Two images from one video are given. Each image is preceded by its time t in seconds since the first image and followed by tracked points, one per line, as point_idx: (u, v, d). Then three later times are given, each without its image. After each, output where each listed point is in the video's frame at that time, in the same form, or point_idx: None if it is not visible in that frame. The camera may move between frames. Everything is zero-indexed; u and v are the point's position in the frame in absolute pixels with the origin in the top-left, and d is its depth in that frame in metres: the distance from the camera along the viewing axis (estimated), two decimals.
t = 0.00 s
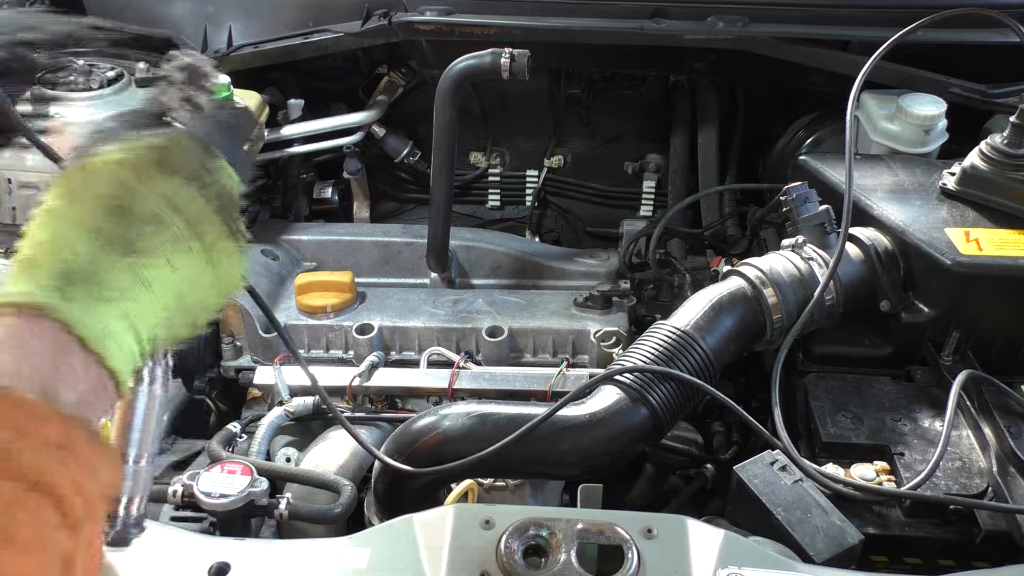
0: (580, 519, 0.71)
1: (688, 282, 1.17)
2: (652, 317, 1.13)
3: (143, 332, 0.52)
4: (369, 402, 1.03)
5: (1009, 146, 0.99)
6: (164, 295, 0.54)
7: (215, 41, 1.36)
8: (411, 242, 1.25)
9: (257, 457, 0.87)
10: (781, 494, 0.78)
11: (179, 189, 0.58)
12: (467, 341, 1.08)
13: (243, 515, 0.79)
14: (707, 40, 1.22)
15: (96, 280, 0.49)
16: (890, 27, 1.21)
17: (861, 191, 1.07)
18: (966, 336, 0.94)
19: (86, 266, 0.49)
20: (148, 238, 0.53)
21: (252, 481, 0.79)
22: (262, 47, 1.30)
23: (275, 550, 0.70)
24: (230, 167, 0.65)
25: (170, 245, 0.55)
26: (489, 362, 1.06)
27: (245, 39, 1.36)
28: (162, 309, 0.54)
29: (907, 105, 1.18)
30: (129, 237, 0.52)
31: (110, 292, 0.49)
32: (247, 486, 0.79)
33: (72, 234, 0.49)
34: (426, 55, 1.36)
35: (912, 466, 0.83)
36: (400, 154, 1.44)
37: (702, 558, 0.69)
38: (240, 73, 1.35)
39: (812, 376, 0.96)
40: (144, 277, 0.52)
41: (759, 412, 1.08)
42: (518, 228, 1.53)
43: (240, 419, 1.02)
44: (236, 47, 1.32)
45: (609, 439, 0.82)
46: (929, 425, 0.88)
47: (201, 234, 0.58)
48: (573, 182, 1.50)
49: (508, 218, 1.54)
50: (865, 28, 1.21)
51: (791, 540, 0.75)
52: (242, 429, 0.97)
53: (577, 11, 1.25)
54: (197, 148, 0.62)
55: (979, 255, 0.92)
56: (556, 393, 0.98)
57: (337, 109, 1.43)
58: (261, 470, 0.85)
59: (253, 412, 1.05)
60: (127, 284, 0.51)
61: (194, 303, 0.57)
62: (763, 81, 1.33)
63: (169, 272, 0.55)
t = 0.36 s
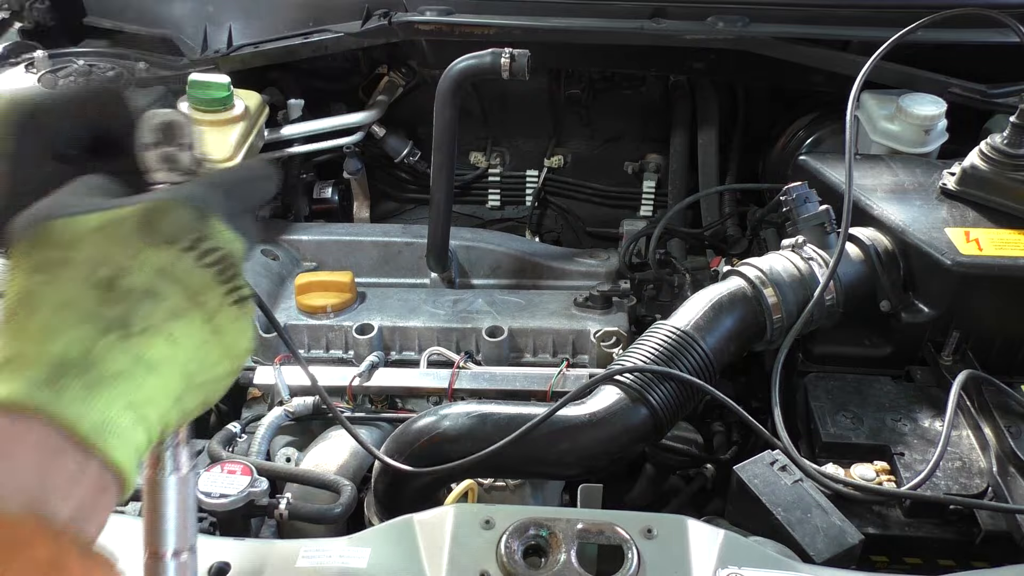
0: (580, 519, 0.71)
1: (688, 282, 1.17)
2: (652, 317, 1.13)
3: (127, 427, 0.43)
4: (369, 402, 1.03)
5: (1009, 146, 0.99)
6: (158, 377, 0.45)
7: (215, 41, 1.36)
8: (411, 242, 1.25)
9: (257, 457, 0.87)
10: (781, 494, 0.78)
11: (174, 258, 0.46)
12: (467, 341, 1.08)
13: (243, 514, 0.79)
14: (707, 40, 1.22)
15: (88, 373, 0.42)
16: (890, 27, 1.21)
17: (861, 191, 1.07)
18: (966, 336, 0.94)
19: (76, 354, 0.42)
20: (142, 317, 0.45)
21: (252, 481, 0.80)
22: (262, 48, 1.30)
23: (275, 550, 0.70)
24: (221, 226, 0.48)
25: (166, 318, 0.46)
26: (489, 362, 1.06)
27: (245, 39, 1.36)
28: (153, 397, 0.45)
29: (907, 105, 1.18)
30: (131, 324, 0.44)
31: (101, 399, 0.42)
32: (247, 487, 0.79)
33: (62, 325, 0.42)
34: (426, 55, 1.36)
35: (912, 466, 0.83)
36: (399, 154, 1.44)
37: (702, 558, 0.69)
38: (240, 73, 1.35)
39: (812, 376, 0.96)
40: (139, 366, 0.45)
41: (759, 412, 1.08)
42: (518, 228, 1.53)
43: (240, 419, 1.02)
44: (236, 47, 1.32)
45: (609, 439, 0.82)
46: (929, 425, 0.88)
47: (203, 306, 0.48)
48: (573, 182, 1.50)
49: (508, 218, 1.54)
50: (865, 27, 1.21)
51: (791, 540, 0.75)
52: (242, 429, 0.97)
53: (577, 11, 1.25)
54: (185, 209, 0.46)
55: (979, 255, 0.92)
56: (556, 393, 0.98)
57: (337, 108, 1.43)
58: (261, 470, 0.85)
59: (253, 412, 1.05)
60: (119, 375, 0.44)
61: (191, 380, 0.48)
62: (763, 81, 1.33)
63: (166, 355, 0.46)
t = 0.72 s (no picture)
0: (580, 519, 0.71)
1: (688, 282, 1.17)
2: (652, 317, 1.14)
3: None
4: (369, 402, 1.03)
5: (1009, 146, 0.99)
6: None
7: (215, 41, 1.36)
8: (411, 242, 1.25)
9: (257, 457, 0.87)
10: (781, 494, 0.78)
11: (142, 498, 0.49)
12: (467, 341, 1.08)
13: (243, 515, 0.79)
14: (707, 40, 1.22)
15: None
16: (890, 27, 1.21)
17: (861, 191, 1.07)
18: (966, 336, 0.94)
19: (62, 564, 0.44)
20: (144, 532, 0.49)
21: (252, 482, 0.80)
22: (262, 47, 1.30)
23: (276, 550, 0.70)
24: (178, 471, 0.51)
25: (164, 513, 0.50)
26: (489, 362, 1.06)
27: (245, 39, 1.35)
28: None
29: (907, 104, 1.18)
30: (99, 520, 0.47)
31: None
32: (248, 487, 0.79)
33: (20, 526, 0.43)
34: (426, 55, 1.35)
35: (912, 466, 0.83)
36: (400, 154, 1.44)
37: (702, 558, 0.69)
38: (241, 74, 1.35)
39: (812, 376, 0.97)
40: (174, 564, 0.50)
41: (759, 412, 1.08)
42: (518, 228, 1.53)
43: (240, 419, 1.02)
44: (236, 47, 1.32)
45: (609, 439, 0.82)
46: (929, 425, 0.88)
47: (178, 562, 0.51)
48: (573, 182, 1.50)
49: (508, 218, 1.54)
50: (865, 27, 1.21)
51: (791, 540, 0.75)
52: (242, 429, 0.97)
53: (577, 11, 1.25)
54: (140, 459, 0.49)
55: (979, 255, 0.92)
56: (556, 393, 0.98)
57: (337, 108, 1.43)
58: (261, 470, 0.85)
59: (253, 412, 1.05)
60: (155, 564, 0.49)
61: None
62: (763, 81, 1.33)
63: None
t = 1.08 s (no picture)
0: (580, 519, 0.71)
1: (687, 282, 1.17)
2: (652, 317, 1.14)
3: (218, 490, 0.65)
4: (370, 402, 1.03)
5: (1009, 146, 0.99)
6: (251, 441, 0.70)
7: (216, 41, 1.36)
8: (411, 242, 1.25)
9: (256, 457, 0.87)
10: (781, 494, 0.78)
11: (244, 348, 0.69)
12: (467, 341, 1.08)
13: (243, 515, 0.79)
14: (707, 40, 1.22)
15: (212, 378, 0.66)
16: (890, 27, 1.21)
17: (861, 191, 1.07)
18: (966, 336, 0.94)
19: (189, 360, 0.65)
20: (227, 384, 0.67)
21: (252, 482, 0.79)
22: (262, 48, 1.30)
23: (276, 550, 0.70)
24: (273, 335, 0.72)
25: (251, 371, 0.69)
26: (489, 362, 1.06)
27: (246, 39, 1.36)
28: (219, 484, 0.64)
29: (907, 105, 1.18)
30: (199, 385, 0.65)
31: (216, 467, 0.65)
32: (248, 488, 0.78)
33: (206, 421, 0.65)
34: (426, 55, 1.35)
35: (912, 466, 0.83)
36: (400, 154, 1.44)
37: (702, 558, 0.69)
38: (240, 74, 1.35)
39: (812, 376, 0.97)
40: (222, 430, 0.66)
41: (758, 412, 1.08)
42: (518, 228, 1.53)
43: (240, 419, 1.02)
44: (236, 47, 1.32)
45: (609, 438, 0.82)
46: (929, 425, 0.88)
47: (266, 396, 0.71)
48: (573, 182, 1.50)
49: (508, 218, 1.54)
50: (865, 27, 1.21)
51: (791, 540, 0.75)
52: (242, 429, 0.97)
53: (577, 11, 1.25)
54: (220, 345, 0.67)
55: (979, 255, 0.92)
56: (556, 393, 0.98)
57: (337, 108, 1.43)
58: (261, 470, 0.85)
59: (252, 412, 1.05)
60: (194, 440, 0.63)
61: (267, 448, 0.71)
62: (763, 81, 1.33)
63: (255, 441, 0.70)
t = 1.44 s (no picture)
0: (580, 519, 0.71)
1: (687, 282, 1.18)
2: (652, 316, 1.14)
3: (347, 355, 0.66)
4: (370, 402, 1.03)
5: (1009, 146, 0.99)
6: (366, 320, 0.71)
7: (216, 41, 1.36)
8: (411, 242, 1.25)
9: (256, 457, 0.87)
10: (781, 494, 0.78)
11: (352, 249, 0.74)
12: (467, 341, 1.08)
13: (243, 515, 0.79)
14: (706, 40, 1.22)
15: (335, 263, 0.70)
16: (890, 27, 1.21)
17: (861, 191, 1.07)
18: (966, 336, 0.94)
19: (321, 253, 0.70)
20: (342, 269, 0.70)
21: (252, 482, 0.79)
22: (262, 48, 1.30)
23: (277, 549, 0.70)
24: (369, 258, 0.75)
25: (356, 265, 0.72)
26: (489, 363, 1.06)
27: (245, 39, 1.36)
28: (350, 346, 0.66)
29: (907, 104, 1.18)
30: (321, 266, 0.68)
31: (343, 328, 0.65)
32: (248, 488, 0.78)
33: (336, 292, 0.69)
34: (426, 55, 1.35)
35: (912, 466, 0.83)
36: (400, 154, 1.44)
37: (702, 558, 0.69)
38: (240, 73, 1.35)
39: (812, 376, 0.97)
40: (346, 296, 0.68)
41: (759, 412, 1.08)
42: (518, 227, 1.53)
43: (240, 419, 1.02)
44: (236, 47, 1.32)
45: (609, 439, 0.82)
46: (929, 425, 0.88)
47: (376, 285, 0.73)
48: (573, 182, 1.50)
49: (508, 218, 1.54)
50: (865, 27, 1.21)
51: (791, 540, 0.75)
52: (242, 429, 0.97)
53: (577, 11, 1.25)
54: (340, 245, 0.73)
55: (979, 255, 0.92)
56: (556, 393, 0.98)
57: (337, 108, 1.43)
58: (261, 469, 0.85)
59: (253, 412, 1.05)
60: (332, 300, 0.66)
61: (378, 335, 0.72)
62: (763, 81, 1.33)
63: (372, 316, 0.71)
